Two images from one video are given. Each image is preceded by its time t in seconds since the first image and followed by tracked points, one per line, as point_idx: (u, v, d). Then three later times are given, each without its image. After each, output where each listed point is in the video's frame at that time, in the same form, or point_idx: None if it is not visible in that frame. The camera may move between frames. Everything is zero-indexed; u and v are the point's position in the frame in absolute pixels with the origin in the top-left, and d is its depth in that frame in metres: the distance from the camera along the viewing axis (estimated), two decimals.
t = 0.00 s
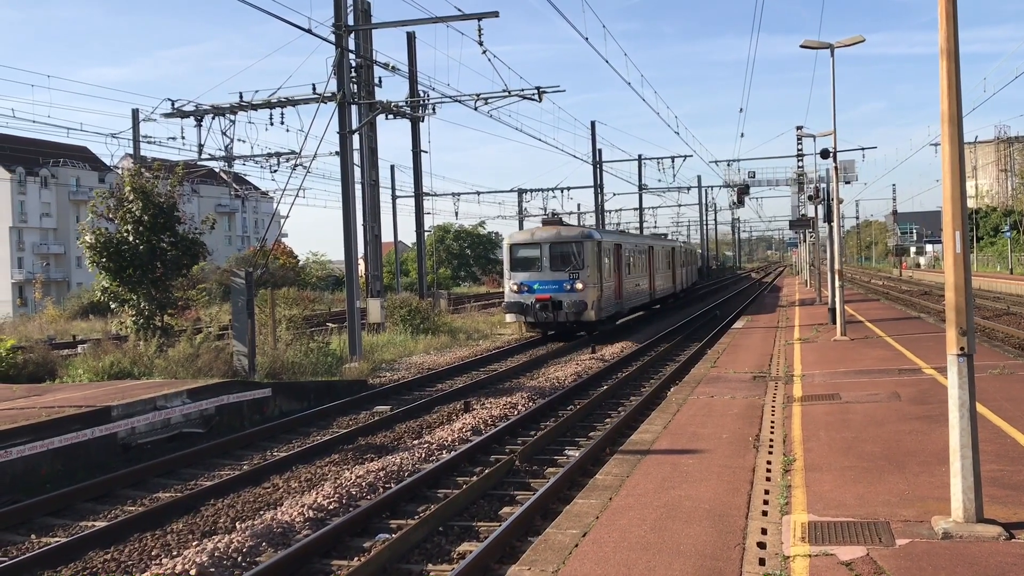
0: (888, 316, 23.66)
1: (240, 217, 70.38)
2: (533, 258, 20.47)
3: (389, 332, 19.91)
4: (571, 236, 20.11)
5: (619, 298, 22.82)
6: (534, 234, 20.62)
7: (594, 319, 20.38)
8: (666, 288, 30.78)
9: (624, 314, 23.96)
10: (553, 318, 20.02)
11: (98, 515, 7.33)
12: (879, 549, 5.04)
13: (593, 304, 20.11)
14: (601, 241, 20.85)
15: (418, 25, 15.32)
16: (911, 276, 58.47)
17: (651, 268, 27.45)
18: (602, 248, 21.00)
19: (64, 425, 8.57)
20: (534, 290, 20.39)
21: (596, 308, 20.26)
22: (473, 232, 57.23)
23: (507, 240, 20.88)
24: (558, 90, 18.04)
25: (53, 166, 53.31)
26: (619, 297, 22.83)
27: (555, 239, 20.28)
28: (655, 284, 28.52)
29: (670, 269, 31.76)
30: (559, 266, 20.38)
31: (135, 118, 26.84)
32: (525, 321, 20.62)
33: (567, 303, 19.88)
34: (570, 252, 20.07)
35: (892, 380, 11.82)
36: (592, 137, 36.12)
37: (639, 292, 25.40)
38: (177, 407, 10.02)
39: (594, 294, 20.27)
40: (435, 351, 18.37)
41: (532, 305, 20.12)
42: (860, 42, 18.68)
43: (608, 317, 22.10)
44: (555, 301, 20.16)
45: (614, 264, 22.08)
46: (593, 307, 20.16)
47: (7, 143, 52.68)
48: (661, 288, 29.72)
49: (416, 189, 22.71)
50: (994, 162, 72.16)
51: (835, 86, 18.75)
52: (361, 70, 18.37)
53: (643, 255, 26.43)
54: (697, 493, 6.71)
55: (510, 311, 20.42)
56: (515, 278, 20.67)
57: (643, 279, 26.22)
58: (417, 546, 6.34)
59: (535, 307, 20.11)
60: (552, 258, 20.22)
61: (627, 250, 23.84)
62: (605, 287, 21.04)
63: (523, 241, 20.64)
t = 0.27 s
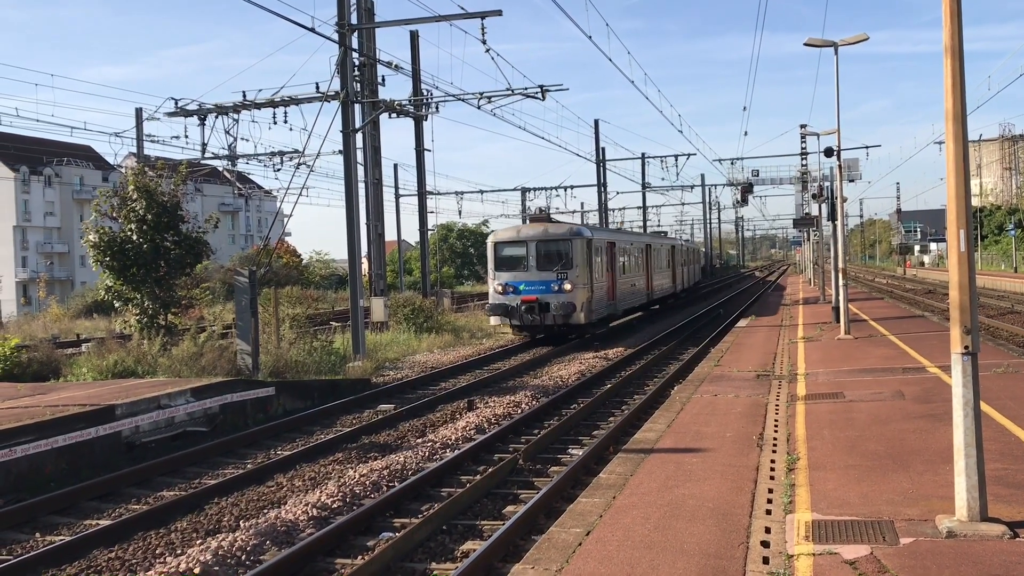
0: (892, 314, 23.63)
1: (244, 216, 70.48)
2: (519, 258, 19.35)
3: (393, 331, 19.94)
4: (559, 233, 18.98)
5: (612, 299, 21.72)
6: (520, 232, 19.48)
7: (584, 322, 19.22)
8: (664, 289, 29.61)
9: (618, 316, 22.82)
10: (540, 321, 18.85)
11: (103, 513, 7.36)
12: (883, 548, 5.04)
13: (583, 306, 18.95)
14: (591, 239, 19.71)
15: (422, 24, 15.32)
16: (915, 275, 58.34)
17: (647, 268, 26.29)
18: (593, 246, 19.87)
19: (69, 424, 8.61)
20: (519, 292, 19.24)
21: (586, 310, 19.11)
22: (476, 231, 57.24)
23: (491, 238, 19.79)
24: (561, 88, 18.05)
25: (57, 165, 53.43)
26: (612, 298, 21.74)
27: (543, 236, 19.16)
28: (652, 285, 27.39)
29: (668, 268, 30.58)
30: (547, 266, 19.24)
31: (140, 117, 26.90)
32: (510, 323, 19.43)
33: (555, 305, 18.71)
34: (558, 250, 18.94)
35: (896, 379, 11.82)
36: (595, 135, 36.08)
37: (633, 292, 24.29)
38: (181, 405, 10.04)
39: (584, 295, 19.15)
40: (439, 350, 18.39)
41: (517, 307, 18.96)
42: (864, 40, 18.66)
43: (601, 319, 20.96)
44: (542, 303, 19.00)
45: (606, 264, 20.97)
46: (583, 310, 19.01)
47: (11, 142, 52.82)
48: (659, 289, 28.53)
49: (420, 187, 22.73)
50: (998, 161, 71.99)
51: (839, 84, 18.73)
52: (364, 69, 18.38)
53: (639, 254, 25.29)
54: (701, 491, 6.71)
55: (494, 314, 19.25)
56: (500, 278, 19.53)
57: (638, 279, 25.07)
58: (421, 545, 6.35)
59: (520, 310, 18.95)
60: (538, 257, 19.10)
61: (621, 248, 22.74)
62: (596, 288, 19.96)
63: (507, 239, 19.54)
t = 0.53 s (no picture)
0: (895, 313, 23.60)
1: (247, 215, 70.59)
2: (503, 257, 18.53)
3: (396, 330, 19.95)
4: (545, 231, 18.13)
5: (603, 300, 20.79)
6: (504, 230, 18.65)
7: (572, 325, 18.31)
8: (661, 290, 28.58)
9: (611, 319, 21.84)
10: (526, 325, 18.00)
11: (107, 512, 7.38)
12: (886, 547, 5.04)
13: (571, 309, 18.06)
14: (580, 237, 18.83)
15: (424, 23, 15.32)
16: (918, 274, 58.28)
17: (642, 268, 25.25)
18: (583, 246, 19.01)
19: (72, 423, 8.63)
20: (504, 293, 18.41)
21: (575, 313, 18.22)
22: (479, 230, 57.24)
23: (474, 237, 19.00)
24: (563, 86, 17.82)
25: (60, 165, 53.52)
26: (603, 300, 20.81)
27: (527, 235, 18.32)
28: (647, 285, 26.39)
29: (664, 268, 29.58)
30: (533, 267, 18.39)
31: (143, 117, 26.94)
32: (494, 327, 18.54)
33: (541, 307, 17.84)
34: (544, 249, 18.09)
35: (899, 377, 11.81)
36: (598, 134, 36.06)
37: (626, 294, 23.34)
38: (185, 405, 10.06)
39: (573, 297, 18.25)
40: (441, 349, 18.40)
41: (501, 309, 18.11)
42: (867, 38, 18.62)
43: (592, 322, 20.01)
44: (528, 306, 18.15)
45: (596, 264, 20.07)
46: (570, 312, 18.12)
47: (15, 142, 52.94)
48: (655, 289, 27.54)
49: (422, 187, 22.73)
50: (1002, 159, 71.83)
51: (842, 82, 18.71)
52: (367, 68, 18.39)
53: (633, 253, 24.32)
54: (704, 490, 6.72)
55: (476, 317, 18.40)
56: (483, 279, 18.69)
57: (632, 279, 24.10)
58: (424, 544, 6.36)
59: (504, 313, 18.08)
60: (524, 256, 18.28)
61: (613, 248, 21.82)
62: (586, 289, 19.08)
63: (491, 238, 18.71)
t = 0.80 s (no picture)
0: (899, 312, 23.55)
1: (250, 215, 70.70)
2: (484, 257, 17.56)
3: (399, 329, 19.98)
4: (528, 231, 17.19)
5: (592, 303, 19.73)
6: (485, 228, 17.70)
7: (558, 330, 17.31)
8: (658, 292, 27.49)
9: (602, 322, 20.77)
10: (508, 330, 17.04)
11: (112, 512, 7.40)
12: (890, 546, 5.03)
13: (557, 313, 17.11)
14: (566, 237, 17.86)
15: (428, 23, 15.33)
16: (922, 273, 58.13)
17: (635, 269, 24.10)
18: (570, 245, 18.07)
19: (76, 423, 8.65)
20: (484, 296, 17.43)
21: (560, 317, 17.25)
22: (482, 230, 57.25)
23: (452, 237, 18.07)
24: (565, 86, 18.09)
25: (64, 165, 53.65)
26: (592, 302, 19.76)
27: (509, 234, 17.38)
28: (643, 287, 25.31)
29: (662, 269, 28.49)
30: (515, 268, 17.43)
31: (146, 117, 26.98)
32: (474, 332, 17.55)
33: (524, 311, 16.88)
34: (528, 249, 17.16)
35: (903, 377, 11.80)
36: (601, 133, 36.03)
37: (620, 296, 22.29)
38: (189, 405, 10.07)
39: (558, 300, 17.26)
40: (445, 348, 18.43)
41: (481, 313, 17.13)
42: (871, 37, 18.59)
43: (581, 326, 19.03)
44: (511, 309, 17.16)
45: (585, 264, 19.07)
46: (555, 317, 17.13)
47: (19, 142, 53.07)
48: (651, 291, 26.51)
49: (426, 186, 22.74)
50: (1006, 158, 71.67)
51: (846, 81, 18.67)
52: (370, 68, 18.40)
53: (627, 253, 23.25)
54: (708, 490, 6.71)
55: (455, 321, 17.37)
56: (462, 281, 17.71)
57: (626, 281, 23.03)
58: (428, 544, 6.36)
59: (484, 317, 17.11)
60: (505, 257, 17.35)
61: (605, 247, 20.79)
62: (574, 291, 18.12)
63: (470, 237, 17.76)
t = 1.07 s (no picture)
0: (902, 312, 23.50)
1: (254, 216, 70.80)
2: (461, 257, 16.19)
3: (402, 330, 20.00)
4: (508, 228, 15.78)
5: (582, 307, 18.25)
6: (461, 226, 16.35)
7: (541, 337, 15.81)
8: (655, 294, 26.16)
9: (593, 327, 19.34)
10: (486, 336, 15.66)
11: (117, 511, 7.41)
12: (894, 546, 5.03)
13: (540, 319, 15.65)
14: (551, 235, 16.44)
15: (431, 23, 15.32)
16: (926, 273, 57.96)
17: (630, 272, 22.69)
18: (556, 245, 16.65)
19: (80, 423, 8.67)
20: (461, 300, 16.04)
21: (544, 323, 15.80)
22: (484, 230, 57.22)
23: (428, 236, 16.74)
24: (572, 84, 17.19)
25: (68, 165, 53.77)
26: (582, 306, 18.30)
27: (488, 232, 15.98)
28: (638, 288, 23.87)
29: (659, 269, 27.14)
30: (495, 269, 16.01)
31: (150, 118, 27.03)
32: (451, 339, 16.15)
33: (504, 316, 15.44)
34: (508, 248, 15.76)
35: (907, 377, 11.78)
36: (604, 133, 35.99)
37: (615, 299, 20.94)
38: (192, 405, 10.10)
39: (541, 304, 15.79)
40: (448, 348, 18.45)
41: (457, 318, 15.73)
42: (875, 37, 18.57)
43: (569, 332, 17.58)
44: (489, 314, 15.72)
45: (573, 264, 17.64)
46: (538, 323, 15.64)
47: (23, 143, 53.19)
48: (648, 293, 25.14)
49: (429, 186, 22.76)
50: (1010, 158, 71.48)
51: (849, 81, 18.65)
52: (373, 68, 18.42)
53: (622, 253, 21.83)
54: (711, 490, 6.71)
55: (429, 327, 15.95)
56: (438, 283, 16.35)
57: (621, 282, 21.62)
58: (432, 543, 6.37)
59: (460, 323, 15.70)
60: (484, 257, 15.96)
61: (597, 246, 19.39)
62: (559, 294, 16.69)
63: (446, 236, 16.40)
